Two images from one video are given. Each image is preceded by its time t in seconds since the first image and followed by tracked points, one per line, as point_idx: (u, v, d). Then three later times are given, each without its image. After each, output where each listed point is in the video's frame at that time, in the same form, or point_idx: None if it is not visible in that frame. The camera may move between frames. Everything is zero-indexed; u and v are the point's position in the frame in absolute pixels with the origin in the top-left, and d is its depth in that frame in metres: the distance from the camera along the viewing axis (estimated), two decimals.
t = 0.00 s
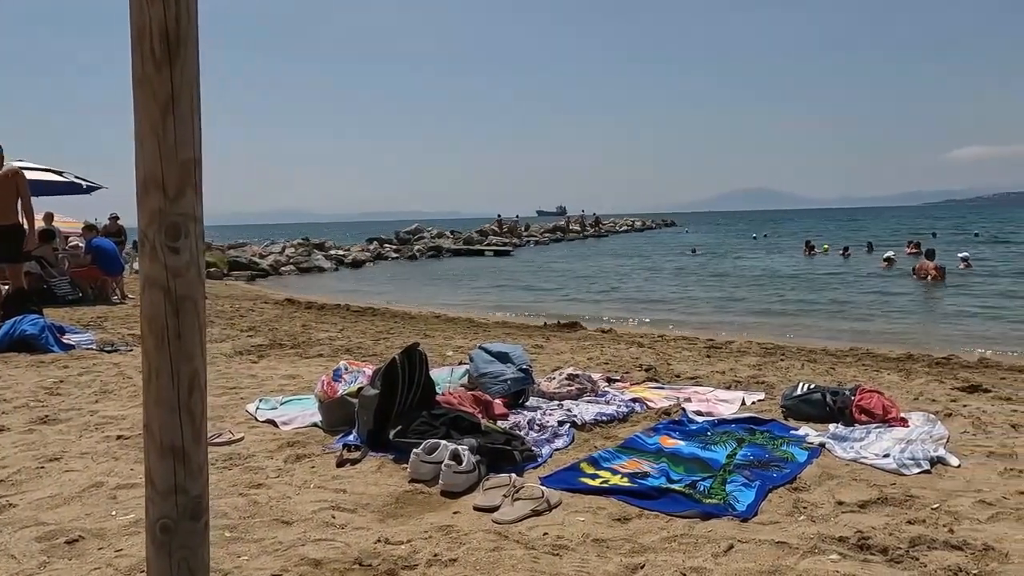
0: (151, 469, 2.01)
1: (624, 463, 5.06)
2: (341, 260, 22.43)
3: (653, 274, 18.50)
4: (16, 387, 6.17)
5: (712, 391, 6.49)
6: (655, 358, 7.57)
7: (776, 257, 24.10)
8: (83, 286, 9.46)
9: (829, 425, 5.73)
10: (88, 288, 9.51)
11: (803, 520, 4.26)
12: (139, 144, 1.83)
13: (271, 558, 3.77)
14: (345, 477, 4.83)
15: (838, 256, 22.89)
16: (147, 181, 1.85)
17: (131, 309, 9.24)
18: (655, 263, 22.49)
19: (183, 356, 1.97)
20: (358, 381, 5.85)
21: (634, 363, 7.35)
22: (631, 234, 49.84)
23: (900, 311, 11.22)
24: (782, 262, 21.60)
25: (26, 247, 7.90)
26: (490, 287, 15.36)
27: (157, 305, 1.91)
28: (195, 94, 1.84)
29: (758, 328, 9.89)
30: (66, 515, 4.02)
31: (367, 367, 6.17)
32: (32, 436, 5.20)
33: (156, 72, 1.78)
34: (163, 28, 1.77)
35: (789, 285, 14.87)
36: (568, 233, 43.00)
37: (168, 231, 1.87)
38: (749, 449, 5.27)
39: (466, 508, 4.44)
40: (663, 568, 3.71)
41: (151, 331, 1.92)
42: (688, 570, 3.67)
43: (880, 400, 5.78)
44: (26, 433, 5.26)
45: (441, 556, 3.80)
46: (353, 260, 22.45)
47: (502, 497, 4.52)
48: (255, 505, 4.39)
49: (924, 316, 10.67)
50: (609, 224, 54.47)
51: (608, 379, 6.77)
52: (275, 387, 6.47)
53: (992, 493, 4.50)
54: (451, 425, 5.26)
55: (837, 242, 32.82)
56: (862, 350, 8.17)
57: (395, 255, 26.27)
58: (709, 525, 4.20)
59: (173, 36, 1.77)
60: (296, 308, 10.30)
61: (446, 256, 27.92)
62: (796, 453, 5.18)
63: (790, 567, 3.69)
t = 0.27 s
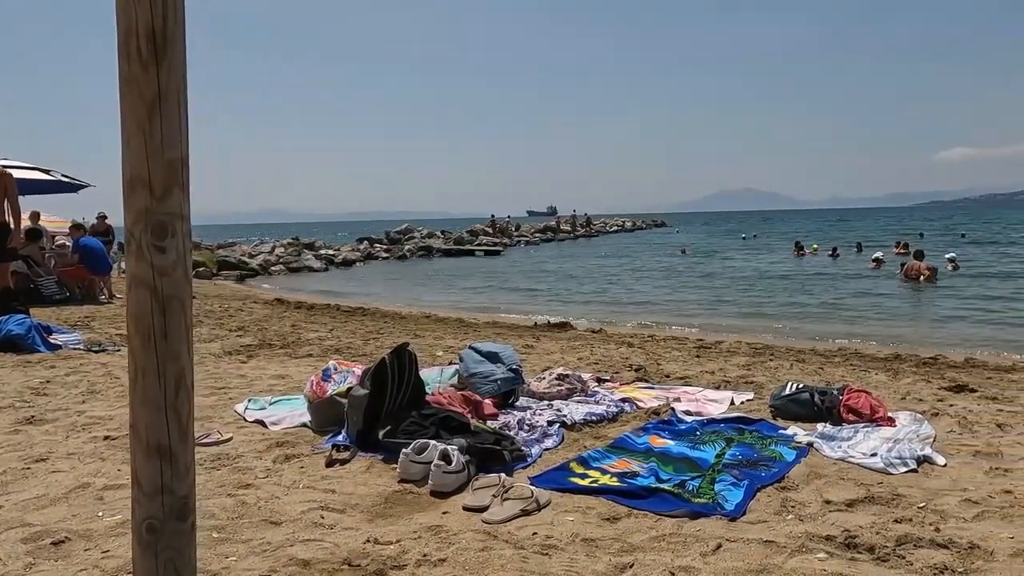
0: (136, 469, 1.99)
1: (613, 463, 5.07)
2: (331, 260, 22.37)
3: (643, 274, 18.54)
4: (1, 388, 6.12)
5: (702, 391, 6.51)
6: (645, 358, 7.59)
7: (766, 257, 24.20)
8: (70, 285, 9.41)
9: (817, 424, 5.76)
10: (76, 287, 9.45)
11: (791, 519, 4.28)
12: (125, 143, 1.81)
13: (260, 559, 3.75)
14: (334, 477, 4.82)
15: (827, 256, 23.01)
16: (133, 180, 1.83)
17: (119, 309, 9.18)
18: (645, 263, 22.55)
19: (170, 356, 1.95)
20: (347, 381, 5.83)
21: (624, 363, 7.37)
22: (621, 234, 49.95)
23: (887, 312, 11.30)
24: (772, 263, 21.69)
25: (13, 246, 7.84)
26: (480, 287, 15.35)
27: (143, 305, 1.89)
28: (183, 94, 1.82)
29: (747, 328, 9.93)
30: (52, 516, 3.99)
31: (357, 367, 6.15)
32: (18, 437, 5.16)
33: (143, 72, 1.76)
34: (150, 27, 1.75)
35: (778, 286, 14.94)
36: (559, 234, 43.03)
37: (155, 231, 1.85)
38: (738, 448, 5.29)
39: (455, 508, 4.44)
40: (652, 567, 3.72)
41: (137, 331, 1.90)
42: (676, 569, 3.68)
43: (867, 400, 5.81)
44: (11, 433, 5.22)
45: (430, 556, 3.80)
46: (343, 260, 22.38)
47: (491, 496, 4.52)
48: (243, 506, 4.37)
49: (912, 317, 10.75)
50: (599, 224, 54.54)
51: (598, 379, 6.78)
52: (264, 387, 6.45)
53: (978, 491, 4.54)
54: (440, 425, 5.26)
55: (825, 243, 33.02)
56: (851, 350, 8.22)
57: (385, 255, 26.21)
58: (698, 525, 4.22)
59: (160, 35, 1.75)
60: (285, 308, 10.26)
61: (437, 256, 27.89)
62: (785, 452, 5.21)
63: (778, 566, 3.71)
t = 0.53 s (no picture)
0: (121, 470, 1.96)
1: (602, 462, 5.07)
2: (321, 260, 22.30)
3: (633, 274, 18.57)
4: None
5: (691, 391, 6.53)
6: (635, 358, 7.60)
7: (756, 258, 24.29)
8: (58, 284, 9.36)
9: (805, 424, 5.79)
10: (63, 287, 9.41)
11: (779, 518, 4.29)
12: (109, 141, 1.77)
13: (247, 559, 3.74)
14: (323, 477, 4.80)
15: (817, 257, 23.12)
16: (118, 178, 1.79)
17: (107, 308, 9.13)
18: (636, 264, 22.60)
19: (154, 355, 1.92)
20: (336, 381, 5.82)
21: (613, 363, 7.38)
22: (612, 235, 50.05)
23: (876, 312, 11.37)
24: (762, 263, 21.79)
25: None
26: (471, 287, 15.34)
27: (127, 304, 1.86)
28: (169, 91, 1.78)
29: (736, 328, 9.97)
30: (37, 517, 3.95)
31: (346, 367, 6.13)
32: (4, 437, 5.12)
33: (128, 69, 1.73)
34: (135, 23, 1.71)
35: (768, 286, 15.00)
36: (550, 234, 43.06)
37: (140, 229, 1.81)
38: (727, 448, 5.31)
39: (444, 508, 4.43)
40: (640, 566, 3.73)
41: (121, 330, 1.87)
42: (664, 569, 3.69)
43: (855, 399, 5.84)
44: None
45: (418, 556, 3.79)
46: (333, 260, 22.33)
47: (480, 496, 4.52)
48: (231, 506, 4.35)
49: (900, 317, 10.81)
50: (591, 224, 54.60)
51: (588, 379, 6.79)
52: (252, 387, 6.42)
53: (963, 490, 4.57)
54: (430, 425, 5.25)
55: (815, 244, 33.21)
56: (839, 350, 8.26)
57: (375, 254, 26.15)
58: (686, 524, 4.23)
59: (145, 32, 1.72)
60: (275, 307, 10.22)
61: (428, 256, 27.85)
62: (773, 452, 5.23)
63: (765, 565, 3.72)
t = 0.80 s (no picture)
0: (102, 470, 1.89)
1: (590, 462, 5.08)
2: (310, 259, 22.22)
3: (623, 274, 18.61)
4: None
5: (679, 391, 6.55)
6: (623, 358, 7.61)
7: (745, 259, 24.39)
8: (44, 284, 9.32)
9: (792, 423, 5.82)
10: (49, 287, 9.36)
11: (765, 516, 4.31)
12: (90, 135, 1.72)
13: (233, 560, 3.71)
14: (310, 477, 4.78)
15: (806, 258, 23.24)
16: (99, 174, 1.74)
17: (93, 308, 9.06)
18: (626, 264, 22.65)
19: (137, 354, 1.85)
20: (324, 381, 5.80)
21: (602, 363, 7.39)
22: (602, 235, 50.15)
23: (864, 312, 11.44)
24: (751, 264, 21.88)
25: None
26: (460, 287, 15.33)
27: (109, 301, 1.79)
28: (152, 86, 1.74)
29: (725, 328, 10.01)
30: (20, 518, 3.91)
31: (333, 367, 6.11)
32: None
33: (109, 63, 1.68)
34: (116, 16, 1.66)
35: (756, 287, 15.06)
36: (540, 234, 43.09)
37: (121, 225, 1.76)
38: (714, 447, 5.32)
39: (431, 508, 4.42)
40: (627, 565, 3.73)
41: (102, 328, 1.81)
42: (651, 567, 3.69)
43: (841, 399, 5.87)
44: None
45: (405, 556, 3.78)
46: (322, 259, 22.26)
47: (468, 496, 4.51)
48: (216, 506, 4.32)
49: (887, 318, 10.89)
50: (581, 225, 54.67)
51: (576, 379, 6.79)
52: (240, 387, 6.39)
53: (948, 489, 4.60)
54: (417, 425, 5.23)
55: (804, 245, 33.40)
56: (827, 351, 8.30)
57: (365, 254, 26.08)
58: (673, 523, 4.23)
59: (127, 25, 1.67)
60: (263, 307, 10.18)
61: (417, 256, 27.80)
62: (760, 451, 5.25)
63: (751, 563, 3.73)
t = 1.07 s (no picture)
0: (85, 468, 1.85)
1: (580, 461, 5.08)
2: (301, 259, 22.16)
3: (614, 275, 18.63)
4: None
5: (669, 390, 6.56)
6: (614, 358, 7.62)
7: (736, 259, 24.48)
8: (31, 284, 9.29)
9: (781, 423, 5.83)
10: (36, 286, 9.34)
11: (754, 515, 4.32)
12: (73, 132, 1.69)
13: (220, 560, 3.69)
14: (299, 477, 4.76)
15: (796, 258, 23.33)
16: (82, 170, 1.71)
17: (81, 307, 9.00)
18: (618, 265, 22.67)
19: (121, 351, 1.81)
20: (313, 380, 5.78)
21: (592, 362, 7.39)
22: (595, 236, 50.23)
23: (853, 313, 11.51)
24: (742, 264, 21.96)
25: None
26: (451, 287, 15.32)
27: (92, 298, 1.76)
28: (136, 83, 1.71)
29: (715, 328, 10.03)
30: (5, 519, 3.88)
31: (323, 366, 6.09)
32: None
33: (92, 59, 1.65)
34: (100, 12, 1.64)
35: (747, 287, 15.11)
36: (532, 235, 43.11)
37: (105, 222, 1.72)
38: (703, 447, 5.33)
39: (420, 507, 4.41)
40: (616, 564, 3.73)
41: (85, 325, 1.77)
42: (639, 566, 3.70)
43: (830, 398, 5.90)
44: None
45: (393, 556, 3.77)
46: (313, 259, 22.20)
47: (457, 495, 4.50)
48: (204, 506, 4.30)
49: (876, 318, 10.96)
50: (573, 225, 54.72)
51: (567, 379, 6.79)
52: (229, 387, 6.36)
53: (935, 488, 4.63)
54: (407, 425, 5.22)
55: (795, 245, 33.55)
56: (816, 351, 8.33)
57: (356, 254, 26.03)
58: (662, 522, 4.24)
59: (111, 21, 1.65)
60: (253, 307, 10.13)
61: (409, 255, 27.77)
62: (749, 450, 5.26)
63: (740, 562, 3.74)
